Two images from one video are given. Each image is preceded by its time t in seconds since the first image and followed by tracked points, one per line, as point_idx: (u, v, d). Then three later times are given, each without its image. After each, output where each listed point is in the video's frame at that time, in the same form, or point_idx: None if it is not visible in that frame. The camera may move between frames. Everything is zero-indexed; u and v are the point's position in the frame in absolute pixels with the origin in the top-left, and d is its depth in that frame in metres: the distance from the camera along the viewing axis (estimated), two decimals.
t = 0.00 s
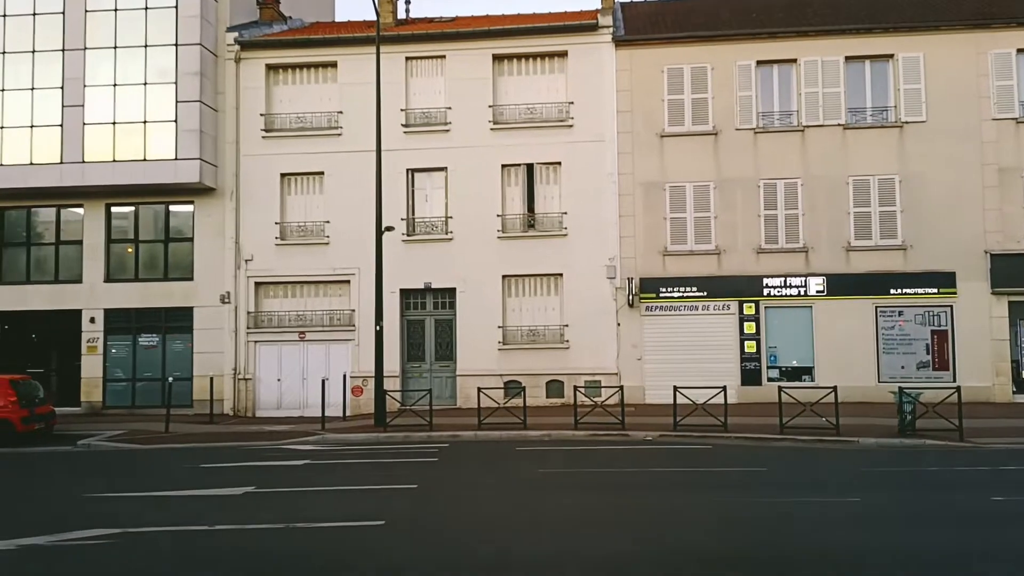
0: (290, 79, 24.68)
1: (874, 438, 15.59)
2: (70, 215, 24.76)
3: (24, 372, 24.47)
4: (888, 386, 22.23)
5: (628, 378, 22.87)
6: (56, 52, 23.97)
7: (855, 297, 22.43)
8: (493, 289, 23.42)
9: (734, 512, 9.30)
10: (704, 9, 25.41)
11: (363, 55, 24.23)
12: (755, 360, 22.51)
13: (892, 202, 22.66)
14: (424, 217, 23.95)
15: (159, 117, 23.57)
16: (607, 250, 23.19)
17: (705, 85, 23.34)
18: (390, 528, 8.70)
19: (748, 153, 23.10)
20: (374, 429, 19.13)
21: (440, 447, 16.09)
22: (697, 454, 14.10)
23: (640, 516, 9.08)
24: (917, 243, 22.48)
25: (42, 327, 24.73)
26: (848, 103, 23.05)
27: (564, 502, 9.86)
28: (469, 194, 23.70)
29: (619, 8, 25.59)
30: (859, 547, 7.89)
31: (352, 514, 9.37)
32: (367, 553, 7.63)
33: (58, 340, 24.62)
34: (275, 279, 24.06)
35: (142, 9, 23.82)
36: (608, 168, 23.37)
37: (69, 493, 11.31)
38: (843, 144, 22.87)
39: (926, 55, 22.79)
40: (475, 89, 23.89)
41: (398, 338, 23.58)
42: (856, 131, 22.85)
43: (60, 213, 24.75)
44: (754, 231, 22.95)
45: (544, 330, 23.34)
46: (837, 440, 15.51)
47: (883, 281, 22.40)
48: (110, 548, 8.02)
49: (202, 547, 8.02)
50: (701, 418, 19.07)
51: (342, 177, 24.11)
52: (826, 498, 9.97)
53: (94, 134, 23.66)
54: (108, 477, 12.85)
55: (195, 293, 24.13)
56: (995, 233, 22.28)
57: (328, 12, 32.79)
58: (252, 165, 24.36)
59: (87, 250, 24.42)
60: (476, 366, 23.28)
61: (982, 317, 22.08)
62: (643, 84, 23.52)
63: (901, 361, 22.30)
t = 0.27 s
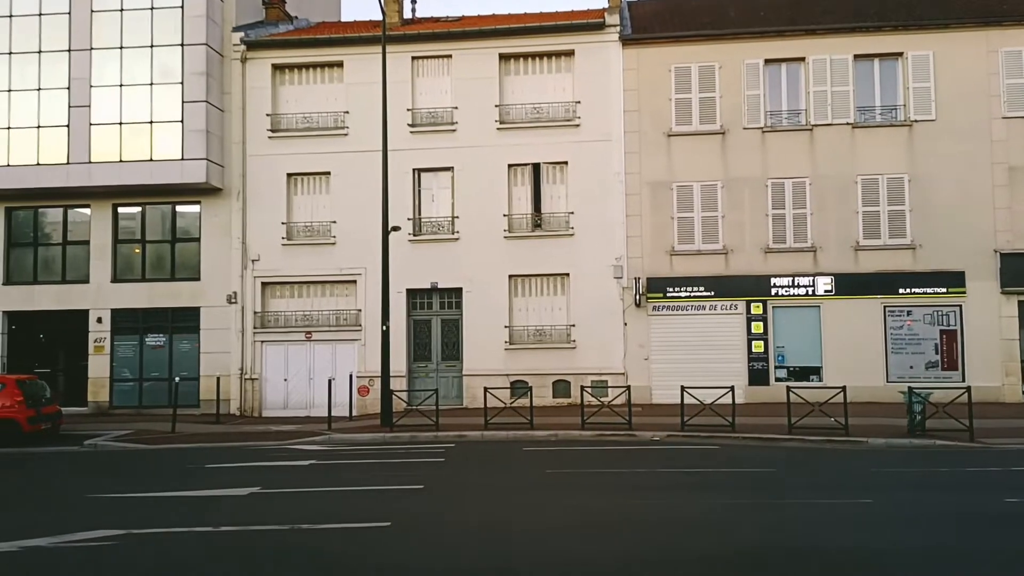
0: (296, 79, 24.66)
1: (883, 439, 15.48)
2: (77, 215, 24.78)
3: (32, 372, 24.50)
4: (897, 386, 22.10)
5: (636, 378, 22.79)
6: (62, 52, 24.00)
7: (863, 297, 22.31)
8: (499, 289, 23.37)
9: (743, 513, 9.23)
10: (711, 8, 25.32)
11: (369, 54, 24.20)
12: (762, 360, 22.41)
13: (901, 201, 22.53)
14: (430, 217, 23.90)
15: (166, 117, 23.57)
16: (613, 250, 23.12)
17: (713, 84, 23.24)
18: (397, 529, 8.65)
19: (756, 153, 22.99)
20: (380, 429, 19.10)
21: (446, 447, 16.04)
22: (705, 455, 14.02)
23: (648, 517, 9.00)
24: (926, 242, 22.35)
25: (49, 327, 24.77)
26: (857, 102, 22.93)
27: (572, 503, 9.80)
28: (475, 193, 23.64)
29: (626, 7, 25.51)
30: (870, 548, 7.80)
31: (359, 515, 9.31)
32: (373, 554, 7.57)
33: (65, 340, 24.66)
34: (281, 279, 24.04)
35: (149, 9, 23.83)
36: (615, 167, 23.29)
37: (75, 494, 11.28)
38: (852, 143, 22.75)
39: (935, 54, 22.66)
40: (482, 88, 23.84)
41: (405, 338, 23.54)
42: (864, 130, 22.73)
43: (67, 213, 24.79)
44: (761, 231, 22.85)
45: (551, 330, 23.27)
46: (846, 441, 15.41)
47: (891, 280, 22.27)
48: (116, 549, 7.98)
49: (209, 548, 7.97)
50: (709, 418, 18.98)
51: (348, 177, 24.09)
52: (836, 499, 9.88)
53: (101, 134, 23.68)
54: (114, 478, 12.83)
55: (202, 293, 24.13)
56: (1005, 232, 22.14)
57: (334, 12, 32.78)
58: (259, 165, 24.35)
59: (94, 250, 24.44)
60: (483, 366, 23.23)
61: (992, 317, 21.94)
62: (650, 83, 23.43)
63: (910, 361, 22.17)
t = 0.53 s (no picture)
0: (301, 78, 24.55)
1: (893, 440, 15.32)
2: (82, 216, 24.73)
3: (37, 373, 24.46)
4: (906, 386, 21.92)
5: (642, 379, 22.65)
6: (67, 52, 23.96)
7: (872, 297, 22.13)
8: (505, 289, 23.23)
9: (755, 515, 9.07)
10: (718, 6, 25.15)
11: (374, 53, 24.10)
12: (770, 360, 22.24)
13: (911, 200, 22.34)
14: (436, 216, 23.79)
15: (170, 117, 23.50)
16: (620, 249, 22.98)
17: (720, 83, 23.09)
18: (403, 531, 8.52)
19: (763, 151, 22.83)
20: (386, 429, 18.99)
21: (452, 447, 15.91)
22: (713, 456, 13.87)
23: (657, 519, 8.86)
24: (936, 241, 22.17)
25: (54, 327, 24.72)
26: (865, 100, 22.75)
27: (580, 505, 9.66)
28: (481, 193, 23.52)
29: (632, 5, 25.36)
30: (884, 550, 7.65)
31: (364, 517, 9.19)
32: (378, 557, 7.44)
33: (70, 341, 24.60)
34: (286, 279, 23.94)
35: (154, 8, 23.76)
36: (622, 166, 23.15)
37: (79, 495, 11.19)
38: (860, 141, 22.57)
39: (945, 52, 22.47)
40: (487, 87, 23.72)
41: (410, 338, 23.43)
42: (873, 128, 22.54)
43: (72, 213, 24.74)
44: (769, 230, 22.68)
45: (557, 330, 23.13)
46: (856, 442, 15.24)
47: (901, 280, 22.08)
48: (118, 551, 7.88)
49: (212, 550, 7.85)
50: (717, 418, 18.82)
51: (354, 177, 23.99)
52: (848, 502, 9.71)
53: (106, 134, 23.62)
54: (118, 479, 12.73)
55: (206, 293, 24.06)
56: (1015, 231, 21.95)
57: (339, 12, 32.70)
58: (264, 165, 24.26)
59: (98, 250, 24.38)
60: (489, 366, 23.10)
61: (1003, 316, 21.73)
62: (657, 81, 23.28)
63: (920, 361, 21.97)
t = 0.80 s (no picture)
0: (304, 77, 24.50)
1: (899, 440, 15.23)
2: (85, 215, 24.72)
3: (40, 373, 24.45)
4: (911, 386, 21.82)
5: (646, 379, 22.57)
6: (70, 52, 23.95)
7: (877, 296, 22.03)
8: (509, 289, 23.17)
9: (760, 515, 8.99)
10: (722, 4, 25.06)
11: (378, 52, 24.05)
12: (775, 360, 22.16)
13: (916, 199, 22.23)
14: (439, 216, 23.74)
15: (173, 117, 23.47)
16: (624, 249, 22.90)
17: (724, 81, 23.00)
18: (405, 531, 8.45)
19: (768, 150, 22.74)
20: (389, 429, 18.94)
21: (455, 447, 15.86)
22: (718, 456, 13.79)
23: (662, 520, 8.78)
24: (941, 240, 22.07)
25: (58, 327, 24.71)
26: (870, 99, 22.64)
27: (582, 505, 9.59)
28: (485, 192, 23.47)
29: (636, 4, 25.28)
30: (892, 551, 7.56)
31: (366, 518, 9.13)
32: (380, 558, 7.37)
33: (73, 341, 24.58)
34: (289, 279, 23.90)
35: (156, 8, 23.73)
36: (625, 165, 23.08)
37: (80, 495, 11.15)
38: (865, 140, 22.47)
39: (950, 50, 22.36)
40: (490, 86, 23.66)
41: (413, 338, 23.39)
42: (878, 127, 22.44)
43: (75, 213, 24.73)
44: (774, 230, 22.60)
45: (561, 330, 23.06)
46: (861, 442, 15.16)
47: (906, 279, 21.98)
48: (119, 552, 7.82)
49: (213, 551, 7.79)
50: (721, 418, 18.74)
51: (356, 177, 23.94)
52: (854, 503, 9.62)
53: (109, 134, 23.60)
54: (120, 479, 12.69)
55: (209, 293, 24.03)
56: (1021, 231, 21.85)
57: (343, 11, 32.66)
58: (267, 164, 24.22)
59: (102, 250, 24.37)
60: (492, 366, 23.04)
61: (1009, 316, 21.62)
62: (660, 80, 23.21)
63: (925, 361, 21.87)
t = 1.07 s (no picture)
0: (307, 77, 24.46)
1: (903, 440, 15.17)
2: (87, 215, 24.71)
3: (42, 372, 24.44)
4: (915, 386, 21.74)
5: (649, 378, 22.51)
6: (73, 51, 23.92)
7: (881, 296, 21.96)
8: (511, 288, 23.12)
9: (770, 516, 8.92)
10: (725, 3, 24.99)
11: (380, 51, 24.01)
12: (778, 359, 22.09)
13: (920, 199, 22.16)
14: (441, 216, 23.69)
15: (176, 116, 23.44)
16: (626, 248, 22.85)
17: (727, 80, 22.93)
18: (409, 532, 8.39)
19: (771, 150, 22.67)
20: (392, 429, 18.89)
21: (458, 447, 15.81)
22: (722, 456, 13.73)
23: (667, 521, 8.72)
24: (945, 239, 21.99)
25: (60, 327, 24.69)
26: (874, 98, 22.56)
27: (588, 506, 9.51)
28: (487, 192, 23.42)
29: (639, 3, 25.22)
30: (901, 552, 7.50)
31: (370, 518, 9.08)
32: (384, 559, 7.32)
33: (75, 340, 24.56)
34: (291, 279, 23.87)
35: (159, 7, 23.71)
36: (628, 165, 23.02)
37: (82, 495, 11.12)
38: (869, 139, 22.39)
39: (955, 49, 22.27)
40: (493, 85, 23.62)
41: (416, 338, 23.35)
42: (882, 126, 22.36)
43: (77, 213, 24.71)
44: (777, 229, 22.52)
45: (564, 330, 22.99)
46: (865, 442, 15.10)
47: (910, 279, 21.91)
48: (121, 553, 7.78)
49: (216, 551, 7.75)
50: (724, 418, 18.67)
51: (359, 176, 23.90)
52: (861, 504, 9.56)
53: (111, 133, 23.58)
54: (122, 478, 12.66)
55: (212, 292, 24.01)
56: None
57: (345, 11, 32.62)
58: (269, 163, 24.18)
59: (104, 249, 24.35)
60: (495, 366, 22.99)
61: (1013, 316, 21.55)
62: (663, 79, 23.15)
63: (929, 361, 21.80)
